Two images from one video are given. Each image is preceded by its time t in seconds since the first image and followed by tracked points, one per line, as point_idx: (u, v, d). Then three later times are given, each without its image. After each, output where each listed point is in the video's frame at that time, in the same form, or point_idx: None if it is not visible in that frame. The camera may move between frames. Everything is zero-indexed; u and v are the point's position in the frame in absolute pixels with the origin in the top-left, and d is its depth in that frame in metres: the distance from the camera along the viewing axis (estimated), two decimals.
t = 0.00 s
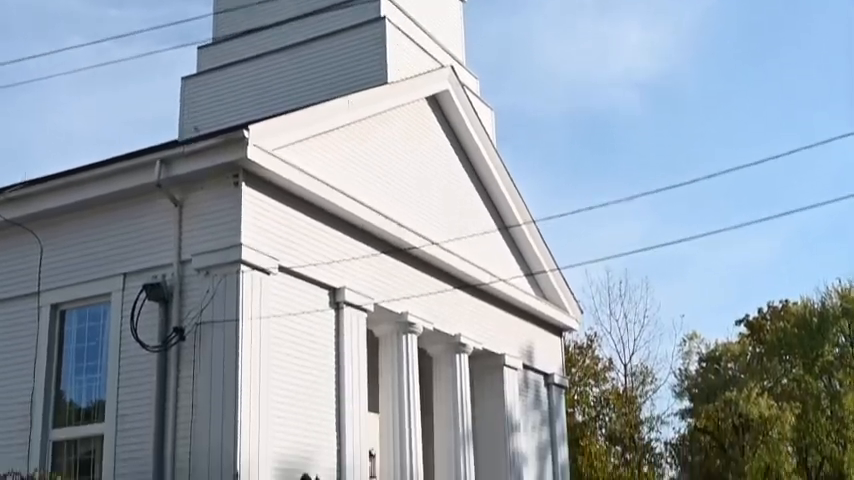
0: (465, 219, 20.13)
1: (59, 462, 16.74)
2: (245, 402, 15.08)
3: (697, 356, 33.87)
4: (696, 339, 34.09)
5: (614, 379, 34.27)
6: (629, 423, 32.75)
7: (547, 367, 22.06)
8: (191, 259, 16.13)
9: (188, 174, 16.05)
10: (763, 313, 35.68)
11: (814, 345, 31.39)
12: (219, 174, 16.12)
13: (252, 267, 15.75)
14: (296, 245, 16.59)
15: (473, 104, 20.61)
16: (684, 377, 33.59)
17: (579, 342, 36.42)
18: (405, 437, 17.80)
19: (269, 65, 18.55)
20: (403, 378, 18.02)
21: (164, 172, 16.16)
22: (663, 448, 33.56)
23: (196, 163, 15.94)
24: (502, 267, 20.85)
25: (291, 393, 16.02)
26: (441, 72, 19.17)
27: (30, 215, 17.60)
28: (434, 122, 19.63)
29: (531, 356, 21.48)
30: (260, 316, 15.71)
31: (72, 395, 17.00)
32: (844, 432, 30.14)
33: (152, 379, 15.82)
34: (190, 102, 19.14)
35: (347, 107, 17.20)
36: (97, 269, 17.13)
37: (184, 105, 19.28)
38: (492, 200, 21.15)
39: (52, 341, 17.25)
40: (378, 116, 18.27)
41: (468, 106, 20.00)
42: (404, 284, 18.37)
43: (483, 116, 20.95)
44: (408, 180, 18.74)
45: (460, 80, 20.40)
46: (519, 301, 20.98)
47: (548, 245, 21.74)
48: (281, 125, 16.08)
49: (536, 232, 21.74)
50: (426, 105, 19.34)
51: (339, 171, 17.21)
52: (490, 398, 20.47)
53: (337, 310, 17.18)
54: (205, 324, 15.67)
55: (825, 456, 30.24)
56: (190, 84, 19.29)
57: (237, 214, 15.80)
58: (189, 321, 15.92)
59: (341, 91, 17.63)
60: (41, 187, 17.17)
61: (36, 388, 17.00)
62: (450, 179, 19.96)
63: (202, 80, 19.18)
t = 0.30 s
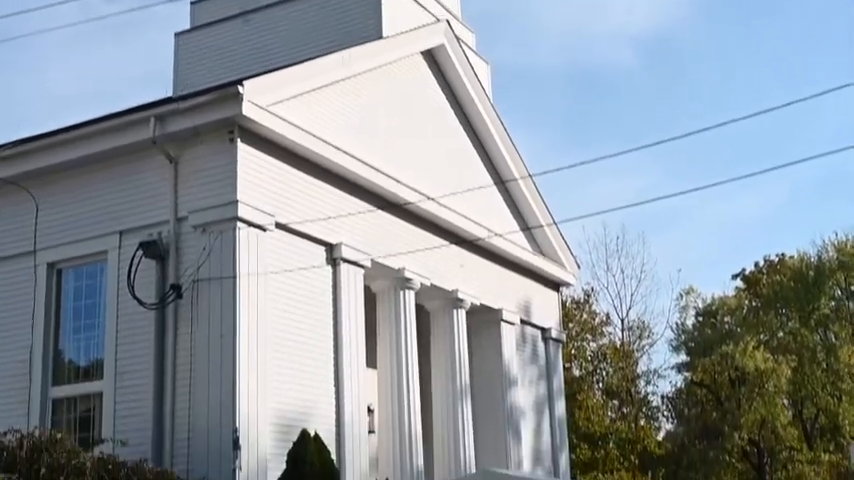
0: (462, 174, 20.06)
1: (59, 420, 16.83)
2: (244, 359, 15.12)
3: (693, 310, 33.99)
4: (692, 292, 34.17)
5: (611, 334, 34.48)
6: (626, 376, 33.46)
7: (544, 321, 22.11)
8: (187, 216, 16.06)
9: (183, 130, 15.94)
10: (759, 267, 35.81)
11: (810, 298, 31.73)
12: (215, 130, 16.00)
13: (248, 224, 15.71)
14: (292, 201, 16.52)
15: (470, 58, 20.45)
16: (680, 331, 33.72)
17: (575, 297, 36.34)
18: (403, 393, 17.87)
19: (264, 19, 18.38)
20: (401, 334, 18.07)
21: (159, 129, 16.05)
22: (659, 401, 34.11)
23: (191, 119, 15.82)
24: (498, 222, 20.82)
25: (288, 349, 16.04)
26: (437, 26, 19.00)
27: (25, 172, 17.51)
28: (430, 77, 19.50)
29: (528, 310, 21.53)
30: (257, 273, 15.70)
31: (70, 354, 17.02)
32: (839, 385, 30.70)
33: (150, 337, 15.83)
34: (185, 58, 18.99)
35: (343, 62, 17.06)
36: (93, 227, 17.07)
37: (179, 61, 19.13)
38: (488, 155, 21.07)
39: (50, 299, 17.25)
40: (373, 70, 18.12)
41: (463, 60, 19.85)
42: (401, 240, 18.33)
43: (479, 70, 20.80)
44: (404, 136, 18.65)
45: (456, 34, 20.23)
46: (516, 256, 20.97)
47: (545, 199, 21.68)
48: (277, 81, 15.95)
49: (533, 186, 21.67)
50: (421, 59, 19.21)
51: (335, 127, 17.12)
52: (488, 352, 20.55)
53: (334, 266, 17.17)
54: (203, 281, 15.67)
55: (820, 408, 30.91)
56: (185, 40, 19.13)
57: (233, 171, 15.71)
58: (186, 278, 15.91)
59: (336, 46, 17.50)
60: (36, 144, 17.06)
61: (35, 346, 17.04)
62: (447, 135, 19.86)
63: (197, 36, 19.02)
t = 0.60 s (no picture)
0: (456, 128, 19.98)
1: (56, 376, 16.88)
2: (239, 315, 15.15)
3: (688, 264, 34.03)
4: (687, 246, 34.23)
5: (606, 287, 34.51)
6: (620, 330, 33.80)
7: (539, 275, 22.14)
8: (181, 172, 16.00)
9: (176, 85, 15.84)
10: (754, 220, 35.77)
11: (805, 252, 31.50)
12: (208, 84, 15.89)
13: (242, 180, 15.66)
14: (286, 156, 16.47)
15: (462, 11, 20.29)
16: (675, 284, 33.78)
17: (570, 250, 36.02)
18: (398, 348, 17.94)
19: None
20: (397, 288, 18.08)
21: (152, 84, 15.94)
22: (653, 355, 34.70)
23: (183, 74, 15.71)
24: (493, 176, 20.77)
25: (284, 305, 16.07)
26: None
27: (18, 128, 17.43)
28: (422, 30, 19.36)
29: (523, 264, 21.56)
30: (252, 229, 15.69)
31: (66, 310, 17.01)
32: (833, 337, 30.84)
33: (146, 293, 15.85)
34: (178, 13, 18.83)
35: (334, 14, 16.93)
36: (87, 183, 17.02)
37: (171, 16, 18.97)
38: (483, 108, 20.98)
39: (45, 255, 17.24)
40: (365, 24, 18.00)
41: (456, 12, 19.70)
42: (395, 195, 18.30)
43: (472, 23, 20.64)
44: (397, 90, 18.56)
45: None
46: (511, 210, 20.95)
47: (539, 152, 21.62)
48: (268, 35, 15.83)
49: (527, 139, 21.60)
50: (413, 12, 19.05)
51: (327, 80, 17.02)
52: (483, 307, 20.60)
53: (329, 221, 17.16)
54: (197, 237, 15.65)
55: (814, 360, 31.20)
56: None
57: (226, 126, 15.64)
58: (181, 235, 15.89)
59: None
60: (27, 100, 16.95)
61: (31, 302, 17.04)
62: (441, 89, 19.76)
63: None
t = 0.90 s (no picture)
0: (448, 81, 19.89)
1: (49, 330, 16.89)
2: (232, 268, 15.14)
3: (680, 217, 34.10)
4: (680, 200, 34.30)
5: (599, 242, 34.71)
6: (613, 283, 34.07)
7: (532, 228, 22.15)
8: (172, 125, 15.91)
9: (167, 37, 15.71)
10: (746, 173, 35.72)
11: (796, 204, 31.74)
12: (198, 37, 15.77)
13: (234, 133, 15.58)
14: (278, 109, 16.38)
15: None
16: (667, 238, 33.89)
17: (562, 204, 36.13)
18: (391, 301, 17.98)
19: None
20: (389, 241, 18.10)
21: (142, 36, 15.81)
22: (644, 307, 34.93)
23: (174, 26, 15.58)
24: (486, 129, 20.71)
25: (277, 258, 16.07)
26: None
27: (8, 82, 17.29)
28: None
29: (516, 218, 21.56)
30: (244, 182, 15.64)
31: (58, 266, 16.98)
32: (824, 289, 31.02)
33: (138, 246, 15.82)
34: None
35: None
36: (78, 137, 16.91)
37: None
38: (474, 61, 20.88)
39: (37, 210, 17.17)
40: None
41: None
42: (388, 148, 18.25)
43: None
44: (387, 43, 18.46)
45: None
46: (504, 163, 20.91)
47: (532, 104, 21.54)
48: None
49: (520, 91, 21.51)
50: None
51: (316, 33, 16.94)
52: (475, 260, 20.64)
53: (321, 174, 17.12)
54: (190, 191, 15.59)
55: (805, 313, 31.32)
56: None
57: (217, 79, 15.53)
58: (173, 189, 15.82)
59: None
60: (16, 53, 16.80)
61: (23, 257, 16.99)
62: (432, 41, 19.65)
63: None
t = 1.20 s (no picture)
0: (439, 32, 19.78)
1: (39, 281, 16.90)
2: (222, 220, 15.14)
3: (671, 169, 34.08)
4: (671, 152, 34.33)
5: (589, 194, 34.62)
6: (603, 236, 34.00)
7: (523, 181, 22.15)
8: (161, 76, 15.80)
9: None
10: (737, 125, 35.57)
11: (787, 157, 31.79)
12: None
13: (223, 84, 15.49)
14: (267, 60, 16.29)
15: None
16: (658, 190, 33.93)
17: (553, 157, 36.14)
18: (382, 253, 18.02)
19: None
20: (380, 193, 18.08)
21: None
22: (634, 259, 35.12)
23: None
24: (477, 81, 20.64)
25: (267, 210, 16.06)
26: None
27: None
28: None
29: (506, 170, 21.56)
30: (234, 133, 15.60)
31: (48, 218, 16.95)
32: (813, 242, 31.19)
33: (128, 198, 15.78)
34: None
35: None
36: (66, 89, 16.80)
37: None
38: (465, 13, 20.77)
39: (26, 161, 17.08)
40: None
41: None
42: (378, 100, 18.19)
43: None
44: None
45: None
46: (495, 115, 20.87)
47: (523, 56, 21.46)
48: None
49: (511, 42, 21.42)
50: None
51: None
52: (467, 212, 20.65)
53: (311, 126, 17.05)
54: (179, 142, 15.53)
55: (794, 265, 31.57)
56: None
57: (205, 30, 15.42)
58: (162, 140, 15.76)
59: None
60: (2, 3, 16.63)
61: (12, 209, 16.94)
62: None
63: None
